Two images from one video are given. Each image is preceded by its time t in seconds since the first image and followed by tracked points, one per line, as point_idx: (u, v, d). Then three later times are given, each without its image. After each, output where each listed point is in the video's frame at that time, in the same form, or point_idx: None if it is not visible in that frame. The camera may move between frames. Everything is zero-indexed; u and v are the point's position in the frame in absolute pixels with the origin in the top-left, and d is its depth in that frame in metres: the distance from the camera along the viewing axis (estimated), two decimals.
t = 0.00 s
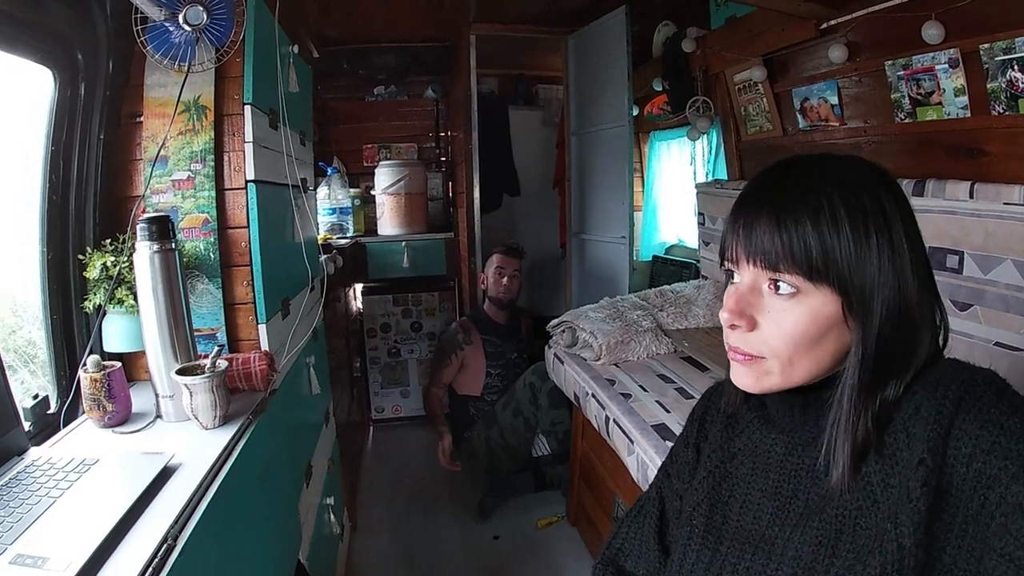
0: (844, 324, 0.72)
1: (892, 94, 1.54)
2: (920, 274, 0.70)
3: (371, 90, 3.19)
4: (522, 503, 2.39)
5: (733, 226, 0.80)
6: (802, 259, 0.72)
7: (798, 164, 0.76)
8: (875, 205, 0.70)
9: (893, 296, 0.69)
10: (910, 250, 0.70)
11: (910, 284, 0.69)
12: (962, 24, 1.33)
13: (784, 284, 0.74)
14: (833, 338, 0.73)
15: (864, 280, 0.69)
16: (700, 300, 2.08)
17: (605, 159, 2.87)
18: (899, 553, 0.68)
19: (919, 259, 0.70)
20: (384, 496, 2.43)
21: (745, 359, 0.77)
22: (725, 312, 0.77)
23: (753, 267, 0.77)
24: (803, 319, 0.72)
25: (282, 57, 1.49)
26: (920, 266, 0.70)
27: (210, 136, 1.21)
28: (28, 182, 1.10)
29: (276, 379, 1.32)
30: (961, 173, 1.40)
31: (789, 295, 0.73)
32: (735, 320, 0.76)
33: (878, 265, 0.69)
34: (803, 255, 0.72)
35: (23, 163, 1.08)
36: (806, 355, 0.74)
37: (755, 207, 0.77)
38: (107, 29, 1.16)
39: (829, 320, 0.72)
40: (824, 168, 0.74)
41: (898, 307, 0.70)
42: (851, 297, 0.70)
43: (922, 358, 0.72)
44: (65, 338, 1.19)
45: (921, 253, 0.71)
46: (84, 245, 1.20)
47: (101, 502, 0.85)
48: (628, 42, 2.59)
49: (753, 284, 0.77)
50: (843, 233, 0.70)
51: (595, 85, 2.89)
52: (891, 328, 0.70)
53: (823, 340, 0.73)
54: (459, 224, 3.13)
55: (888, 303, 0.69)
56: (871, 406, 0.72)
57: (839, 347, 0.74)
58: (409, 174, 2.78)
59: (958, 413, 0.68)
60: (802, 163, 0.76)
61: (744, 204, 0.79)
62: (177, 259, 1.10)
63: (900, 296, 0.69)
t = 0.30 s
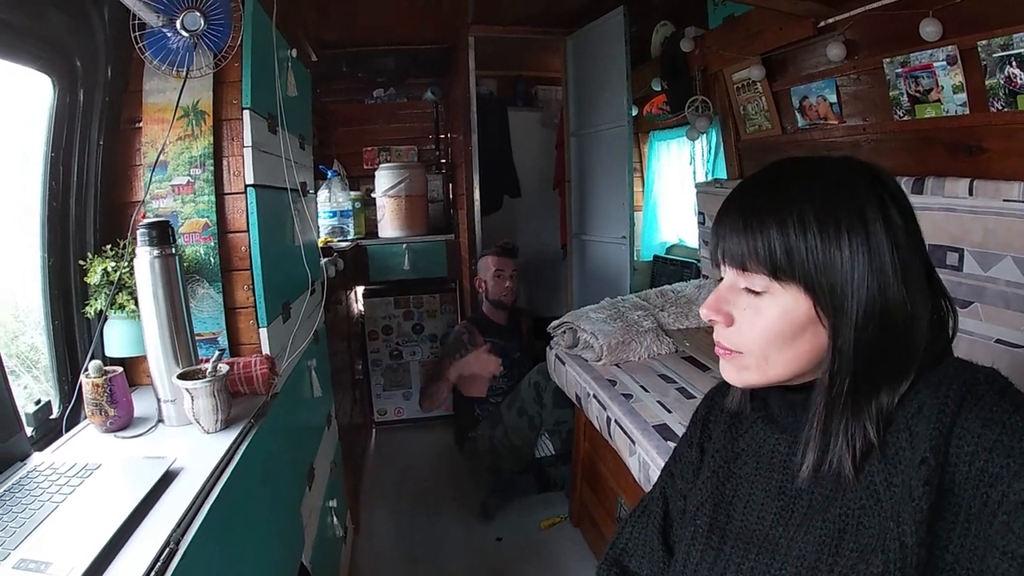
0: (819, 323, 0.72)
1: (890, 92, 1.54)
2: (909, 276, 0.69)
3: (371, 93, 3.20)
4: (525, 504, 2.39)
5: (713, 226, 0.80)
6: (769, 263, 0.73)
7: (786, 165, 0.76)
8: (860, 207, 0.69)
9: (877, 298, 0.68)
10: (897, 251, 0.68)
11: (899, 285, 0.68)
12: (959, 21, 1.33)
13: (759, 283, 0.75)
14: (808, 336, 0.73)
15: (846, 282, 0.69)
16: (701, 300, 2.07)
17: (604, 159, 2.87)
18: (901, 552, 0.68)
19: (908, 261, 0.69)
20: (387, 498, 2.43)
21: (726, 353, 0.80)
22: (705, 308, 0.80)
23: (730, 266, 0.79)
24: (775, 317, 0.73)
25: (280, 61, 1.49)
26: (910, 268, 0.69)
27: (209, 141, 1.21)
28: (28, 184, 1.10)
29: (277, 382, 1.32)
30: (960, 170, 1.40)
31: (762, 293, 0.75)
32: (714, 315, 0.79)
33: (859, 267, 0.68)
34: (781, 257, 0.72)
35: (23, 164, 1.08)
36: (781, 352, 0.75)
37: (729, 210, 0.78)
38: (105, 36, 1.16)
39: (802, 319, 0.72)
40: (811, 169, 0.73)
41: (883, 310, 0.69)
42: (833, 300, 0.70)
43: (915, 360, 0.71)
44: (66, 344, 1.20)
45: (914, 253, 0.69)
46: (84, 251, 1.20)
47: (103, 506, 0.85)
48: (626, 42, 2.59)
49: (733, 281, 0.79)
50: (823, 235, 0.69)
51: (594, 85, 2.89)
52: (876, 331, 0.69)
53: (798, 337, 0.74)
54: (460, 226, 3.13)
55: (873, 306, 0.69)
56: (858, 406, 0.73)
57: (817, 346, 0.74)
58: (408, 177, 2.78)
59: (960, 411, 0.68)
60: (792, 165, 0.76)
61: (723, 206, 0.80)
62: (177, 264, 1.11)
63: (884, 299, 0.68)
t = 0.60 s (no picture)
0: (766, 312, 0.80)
1: (888, 91, 1.55)
2: (838, 309, 0.72)
3: (369, 93, 3.21)
4: (525, 503, 2.39)
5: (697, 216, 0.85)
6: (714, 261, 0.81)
7: (780, 169, 0.77)
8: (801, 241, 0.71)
9: (796, 323, 0.73)
10: (828, 284, 0.71)
11: (828, 316, 0.72)
12: (956, 20, 1.34)
13: (715, 277, 0.86)
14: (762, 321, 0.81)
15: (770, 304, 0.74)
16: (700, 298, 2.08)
17: (603, 159, 2.89)
18: (906, 545, 0.69)
19: (841, 294, 0.71)
20: (387, 497, 2.43)
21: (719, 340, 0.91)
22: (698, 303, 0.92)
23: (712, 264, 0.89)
24: (732, 308, 0.83)
25: (283, 61, 1.50)
26: (843, 301, 0.72)
27: (213, 140, 1.22)
28: (28, 182, 1.10)
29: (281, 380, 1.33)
30: (958, 168, 1.41)
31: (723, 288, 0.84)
32: (703, 309, 0.91)
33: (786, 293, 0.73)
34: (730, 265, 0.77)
35: (24, 164, 1.08)
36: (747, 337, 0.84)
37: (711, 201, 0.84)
38: (109, 35, 1.16)
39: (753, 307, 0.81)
40: (797, 180, 0.75)
41: (803, 334, 0.73)
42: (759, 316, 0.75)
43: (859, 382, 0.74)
44: (70, 342, 1.20)
45: (852, 287, 0.71)
46: (88, 249, 1.21)
47: (111, 502, 0.86)
48: (625, 43, 2.61)
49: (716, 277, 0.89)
50: (759, 258, 0.74)
51: (593, 85, 2.90)
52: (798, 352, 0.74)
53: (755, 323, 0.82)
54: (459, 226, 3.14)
55: (793, 329, 0.73)
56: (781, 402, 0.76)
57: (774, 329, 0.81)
58: (408, 177, 2.78)
59: (965, 404, 0.69)
60: (794, 168, 0.77)
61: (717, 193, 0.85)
62: (182, 262, 1.11)
63: (803, 324, 0.73)
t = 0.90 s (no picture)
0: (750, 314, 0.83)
1: (887, 94, 1.56)
2: (812, 307, 0.75)
3: (372, 96, 3.22)
4: (526, 504, 2.40)
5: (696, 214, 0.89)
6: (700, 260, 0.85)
7: (766, 173, 0.80)
8: (776, 244, 0.75)
9: (773, 320, 0.77)
10: (802, 284, 0.75)
11: (808, 314, 0.75)
12: (955, 23, 1.34)
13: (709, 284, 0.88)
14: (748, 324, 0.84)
15: (750, 302, 0.78)
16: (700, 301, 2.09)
17: (604, 162, 2.90)
18: (897, 542, 0.70)
19: (816, 293, 0.74)
20: (388, 498, 2.44)
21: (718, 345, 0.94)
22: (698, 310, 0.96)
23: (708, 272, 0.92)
24: (722, 313, 0.86)
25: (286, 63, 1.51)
26: (817, 299, 0.74)
27: (218, 141, 1.23)
28: (28, 183, 1.09)
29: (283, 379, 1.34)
30: (956, 171, 1.42)
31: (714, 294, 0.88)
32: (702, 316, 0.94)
33: (762, 291, 0.77)
34: (715, 267, 0.81)
35: (23, 164, 1.07)
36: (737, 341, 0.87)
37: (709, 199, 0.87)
38: (115, 37, 1.18)
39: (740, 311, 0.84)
40: (780, 184, 0.77)
41: (780, 331, 0.77)
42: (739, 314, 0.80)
43: (836, 378, 0.76)
44: (75, 340, 1.21)
45: (827, 287, 0.74)
46: (93, 249, 1.22)
47: (113, 498, 0.87)
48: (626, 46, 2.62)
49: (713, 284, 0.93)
50: (738, 258, 0.78)
51: (594, 88, 2.91)
52: (775, 347, 0.78)
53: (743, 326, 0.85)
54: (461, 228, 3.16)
55: (770, 326, 0.78)
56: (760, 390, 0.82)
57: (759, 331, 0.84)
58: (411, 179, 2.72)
59: (956, 401, 0.69)
60: (786, 171, 0.79)
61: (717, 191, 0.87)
62: (186, 261, 1.12)
63: (780, 321, 0.77)
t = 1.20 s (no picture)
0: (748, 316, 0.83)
1: (887, 95, 1.56)
2: (812, 310, 0.75)
3: (373, 98, 3.23)
4: (527, 505, 2.40)
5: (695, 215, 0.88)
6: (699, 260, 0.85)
7: (767, 174, 0.79)
8: (777, 245, 0.75)
9: (774, 322, 0.77)
10: (802, 286, 0.75)
11: (809, 316, 0.75)
12: (956, 24, 1.34)
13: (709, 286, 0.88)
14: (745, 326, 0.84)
15: (750, 305, 0.78)
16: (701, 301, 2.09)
17: (605, 163, 2.90)
18: (897, 545, 0.70)
19: (816, 296, 0.74)
20: (389, 499, 2.44)
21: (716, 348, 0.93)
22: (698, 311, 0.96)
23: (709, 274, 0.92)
24: (720, 314, 0.86)
25: (286, 66, 1.52)
26: (818, 302, 0.74)
27: (218, 144, 1.24)
28: (28, 183, 1.09)
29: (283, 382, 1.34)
30: (957, 171, 1.41)
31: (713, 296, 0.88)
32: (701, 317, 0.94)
33: (762, 293, 0.77)
34: (715, 268, 0.81)
35: (23, 164, 1.07)
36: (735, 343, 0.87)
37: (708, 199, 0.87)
38: (116, 41, 1.18)
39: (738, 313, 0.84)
40: (780, 185, 0.77)
41: (781, 334, 0.77)
42: (738, 317, 0.80)
43: (836, 380, 0.77)
44: (76, 343, 1.22)
45: (827, 290, 0.74)
46: (94, 252, 1.22)
47: (114, 500, 0.87)
48: (626, 47, 2.62)
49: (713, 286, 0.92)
50: (739, 259, 0.78)
51: (595, 89, 2.91)
52: (775, 349, 0.78)
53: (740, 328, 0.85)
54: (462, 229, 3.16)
55: (770, 328, 0.78)
56: (757, 393, 0.82)
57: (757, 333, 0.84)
58: (411, 180, 2.69)
59: (957, 404, 0.69)
60: (786, 173, 0.79)
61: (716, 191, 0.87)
62: (187, 264, 1.13)
63: (780, 324, 0.77)
